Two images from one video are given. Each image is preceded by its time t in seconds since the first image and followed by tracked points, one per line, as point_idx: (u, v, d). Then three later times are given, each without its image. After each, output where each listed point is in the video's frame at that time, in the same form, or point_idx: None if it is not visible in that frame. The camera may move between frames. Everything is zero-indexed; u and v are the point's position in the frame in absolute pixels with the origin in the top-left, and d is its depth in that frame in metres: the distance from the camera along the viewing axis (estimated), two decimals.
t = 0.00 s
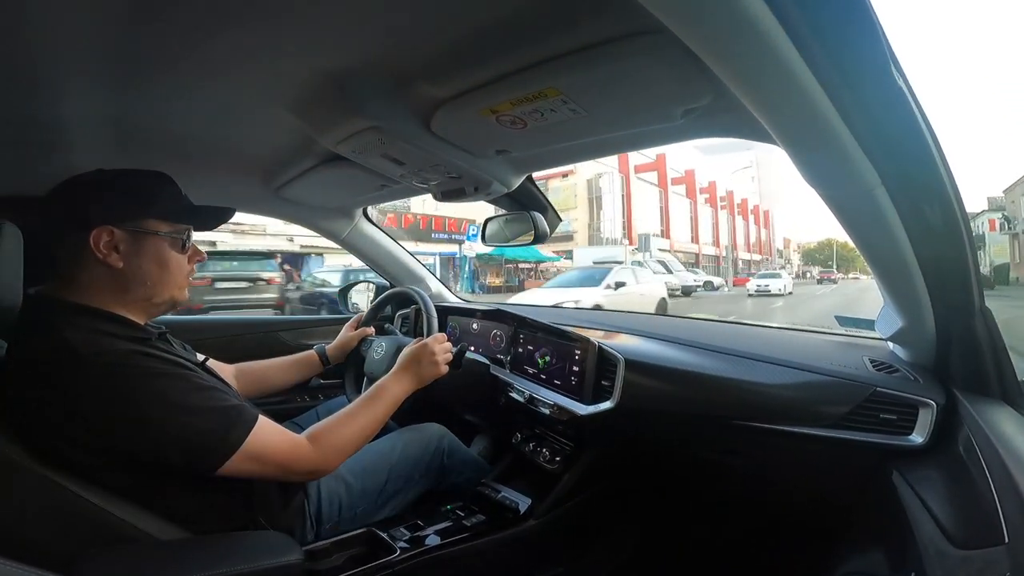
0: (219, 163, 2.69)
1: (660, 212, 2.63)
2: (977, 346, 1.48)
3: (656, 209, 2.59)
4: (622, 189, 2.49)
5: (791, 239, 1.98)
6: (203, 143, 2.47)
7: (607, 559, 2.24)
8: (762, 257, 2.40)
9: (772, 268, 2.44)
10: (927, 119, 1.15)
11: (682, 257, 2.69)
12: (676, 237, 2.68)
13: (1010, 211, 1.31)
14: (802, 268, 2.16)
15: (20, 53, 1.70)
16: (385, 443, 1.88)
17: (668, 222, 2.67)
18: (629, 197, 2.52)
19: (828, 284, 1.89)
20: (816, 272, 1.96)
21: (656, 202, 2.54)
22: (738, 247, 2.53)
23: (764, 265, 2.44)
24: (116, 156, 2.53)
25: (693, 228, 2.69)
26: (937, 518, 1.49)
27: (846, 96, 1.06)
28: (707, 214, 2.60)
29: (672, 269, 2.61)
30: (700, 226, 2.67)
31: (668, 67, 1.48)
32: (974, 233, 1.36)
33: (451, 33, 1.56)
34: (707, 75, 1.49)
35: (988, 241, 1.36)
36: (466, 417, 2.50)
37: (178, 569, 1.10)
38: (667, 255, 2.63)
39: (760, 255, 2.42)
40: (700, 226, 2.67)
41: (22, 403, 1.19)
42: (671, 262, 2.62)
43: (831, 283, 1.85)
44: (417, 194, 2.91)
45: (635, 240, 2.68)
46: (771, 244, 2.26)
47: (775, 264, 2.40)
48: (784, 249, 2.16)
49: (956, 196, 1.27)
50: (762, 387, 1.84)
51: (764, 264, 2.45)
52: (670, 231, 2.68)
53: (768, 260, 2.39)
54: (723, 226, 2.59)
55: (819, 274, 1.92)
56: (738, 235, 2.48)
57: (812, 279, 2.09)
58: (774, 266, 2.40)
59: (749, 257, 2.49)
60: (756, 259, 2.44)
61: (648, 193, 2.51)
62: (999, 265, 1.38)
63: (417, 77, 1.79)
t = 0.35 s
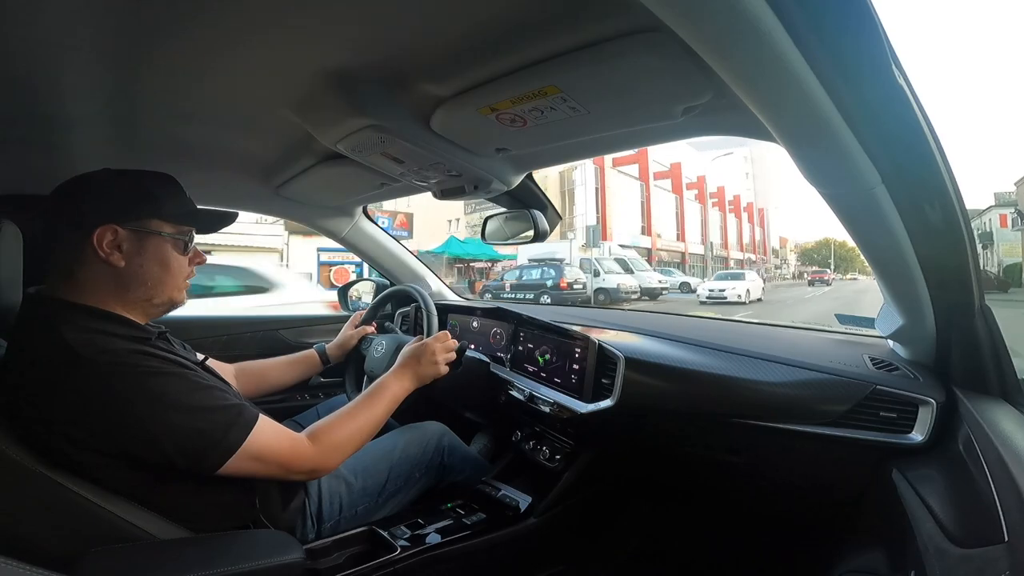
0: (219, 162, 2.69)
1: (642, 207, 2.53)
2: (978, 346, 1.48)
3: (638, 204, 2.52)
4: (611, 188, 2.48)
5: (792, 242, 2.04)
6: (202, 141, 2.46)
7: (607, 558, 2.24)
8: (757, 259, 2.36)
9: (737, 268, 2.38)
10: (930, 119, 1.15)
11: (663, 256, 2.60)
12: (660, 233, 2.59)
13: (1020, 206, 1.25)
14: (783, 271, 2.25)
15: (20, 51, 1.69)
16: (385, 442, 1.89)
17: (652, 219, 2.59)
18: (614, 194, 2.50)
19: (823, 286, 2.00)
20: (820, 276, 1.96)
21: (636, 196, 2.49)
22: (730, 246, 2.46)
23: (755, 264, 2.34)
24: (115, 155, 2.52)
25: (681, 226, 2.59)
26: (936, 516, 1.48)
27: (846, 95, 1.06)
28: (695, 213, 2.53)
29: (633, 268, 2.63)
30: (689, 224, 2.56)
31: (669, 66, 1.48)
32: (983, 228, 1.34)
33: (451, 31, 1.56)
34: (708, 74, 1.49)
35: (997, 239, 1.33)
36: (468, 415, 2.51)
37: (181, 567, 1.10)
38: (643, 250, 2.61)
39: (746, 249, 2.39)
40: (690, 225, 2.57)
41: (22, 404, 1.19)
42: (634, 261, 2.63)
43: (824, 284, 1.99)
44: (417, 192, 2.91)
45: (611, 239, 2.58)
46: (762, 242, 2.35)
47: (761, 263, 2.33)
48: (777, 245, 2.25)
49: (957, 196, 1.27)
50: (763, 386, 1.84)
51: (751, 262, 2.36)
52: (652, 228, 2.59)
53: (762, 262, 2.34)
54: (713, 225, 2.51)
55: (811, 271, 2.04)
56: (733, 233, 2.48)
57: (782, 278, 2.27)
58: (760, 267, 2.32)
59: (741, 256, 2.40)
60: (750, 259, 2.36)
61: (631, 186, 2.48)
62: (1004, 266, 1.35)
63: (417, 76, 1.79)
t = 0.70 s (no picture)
0: (220, 159, 2.69)
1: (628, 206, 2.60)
2: (977, 350, 1.48)
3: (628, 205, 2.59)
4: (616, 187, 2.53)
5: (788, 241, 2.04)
6: (204, 139, 2.46)
7: (604, 559, 2.24)
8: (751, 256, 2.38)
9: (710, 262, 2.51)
10: (929, 121, 1.15)
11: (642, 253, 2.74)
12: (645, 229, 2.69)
13: None
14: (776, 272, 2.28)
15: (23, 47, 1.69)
16: (383, 441, 1.89)
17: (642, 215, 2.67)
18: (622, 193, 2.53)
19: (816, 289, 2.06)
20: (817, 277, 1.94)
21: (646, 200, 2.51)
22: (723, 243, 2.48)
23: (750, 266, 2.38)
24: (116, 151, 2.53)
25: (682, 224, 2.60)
26: (933, 519, 1.49)
27: (846, 96, 1.06)
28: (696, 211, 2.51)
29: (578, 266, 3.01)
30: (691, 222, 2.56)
31: (669, 68, 1.48)
32: (992, 225, 1.31)
33: (452, 31, 1.56)
34: (709, 75, 1.49)
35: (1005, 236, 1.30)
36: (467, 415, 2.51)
37: (177, 565, 1.10)
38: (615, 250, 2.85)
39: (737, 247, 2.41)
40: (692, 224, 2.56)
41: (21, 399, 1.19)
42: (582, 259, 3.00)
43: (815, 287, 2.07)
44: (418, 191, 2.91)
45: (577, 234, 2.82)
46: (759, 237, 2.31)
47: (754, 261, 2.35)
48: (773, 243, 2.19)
49: (957, 199, 1.27)
50: (761, 388, 1.85)
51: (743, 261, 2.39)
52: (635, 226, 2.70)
53: (756, 260, 2.37)
54: (702, 221, 2.55)
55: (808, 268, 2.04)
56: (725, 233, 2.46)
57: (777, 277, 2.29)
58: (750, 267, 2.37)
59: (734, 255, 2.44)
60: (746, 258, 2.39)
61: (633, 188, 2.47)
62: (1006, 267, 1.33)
63: (419, 76, 1.79)
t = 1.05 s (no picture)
0: (219, 159, 2.69)
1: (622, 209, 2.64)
2: (976, 348, 1.48)
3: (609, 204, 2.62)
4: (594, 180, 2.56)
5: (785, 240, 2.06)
6: (203, 139, 2.46)
7: (606, 557, 2.25)
8: (743, 256, 2.50)
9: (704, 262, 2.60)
10: (929, 119, 1.15)
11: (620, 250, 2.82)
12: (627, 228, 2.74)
13: None
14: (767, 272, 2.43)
15: (21, 48, 1.69)
16: (384, 440, 1.89)
17: (625, 216, 2.69)
18: (601, 187, 2.56)
19: (800, 290, 2.26)
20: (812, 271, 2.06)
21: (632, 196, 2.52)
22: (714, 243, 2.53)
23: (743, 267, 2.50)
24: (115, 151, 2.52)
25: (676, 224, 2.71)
26: (933, 515, 1.49)
27: (846, 94, 1.05)
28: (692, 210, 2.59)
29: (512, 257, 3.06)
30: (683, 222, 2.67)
31: (669, 65, 1.47)
32: (1001, 220, 1.30)
33: (451, 29, 1.56)
34: (708, 72, 1.48)
35: (1015, 233, 1.27)
36: (466, 413, 2.51)
37: (181, 565, 1.11)
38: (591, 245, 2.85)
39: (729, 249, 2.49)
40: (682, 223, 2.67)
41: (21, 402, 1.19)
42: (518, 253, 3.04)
43: (799, 288, 2.27)
44: (417, 189, 2.90)
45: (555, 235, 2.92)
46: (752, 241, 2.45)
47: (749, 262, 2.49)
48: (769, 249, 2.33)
49: (957, 196, 1.27)
50: (760, 385, 1.85)
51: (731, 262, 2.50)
52: (615, 225, 2.72)
53: (747, 260, 2.49)
54: (692, 219, 2.63)
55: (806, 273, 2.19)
56: (714, 232, 2.52)
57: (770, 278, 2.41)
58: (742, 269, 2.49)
59: (723, 254, 2.50)
60: (738, 257, 2.50)
61: (631, 185, 2.50)
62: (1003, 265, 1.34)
63: (418, 75, 1.79)
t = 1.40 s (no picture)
0: (217, 161, 2.68)
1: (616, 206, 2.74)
2: (976, 348, 1.49)
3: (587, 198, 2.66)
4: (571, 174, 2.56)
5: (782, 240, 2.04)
6: (202, 142, 2.46)
7: (607, 559, 2.24)
8: (734, 254, 2.47)
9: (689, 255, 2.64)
10: (927, 120, 1.15)
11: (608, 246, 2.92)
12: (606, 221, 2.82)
13: None
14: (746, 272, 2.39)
15: (21, 51, 1.69)
16: (384, 442, 1.89)
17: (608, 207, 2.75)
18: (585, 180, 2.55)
19: (784, 291, 2.23)
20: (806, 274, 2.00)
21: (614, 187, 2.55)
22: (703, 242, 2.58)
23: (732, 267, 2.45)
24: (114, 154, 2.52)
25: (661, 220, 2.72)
26: (933, 515, 1.50)
27: (843, 95, 1.06)
28: (679, 207, 2.57)
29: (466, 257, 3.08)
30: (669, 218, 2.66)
31: (668, 66, 1.47)
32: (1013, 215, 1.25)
33: (450, 31, 1.56)
34: (707, 73, 1.48)
35: None
36: (466, 415, 2.50)
37: (181, 568, 1.10)
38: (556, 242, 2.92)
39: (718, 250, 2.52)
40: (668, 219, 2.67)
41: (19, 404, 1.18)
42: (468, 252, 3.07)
43: (782, 289, 2.23)
44: (415, 191, 2.90)
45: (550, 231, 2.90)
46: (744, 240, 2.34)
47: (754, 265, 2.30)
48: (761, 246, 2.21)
49: (956, 197, 1.27)
50: (760, 386, 1.85)
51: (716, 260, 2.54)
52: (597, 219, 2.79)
53: (739, 259, 2.40)
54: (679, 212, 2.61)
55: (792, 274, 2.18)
56: (703, 230, 2.57)
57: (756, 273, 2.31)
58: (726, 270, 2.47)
59: (715, 253, 2.52)
60: (729, 256, 2.48)
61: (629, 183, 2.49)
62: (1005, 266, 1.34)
63: (417, 77, 1.79)
